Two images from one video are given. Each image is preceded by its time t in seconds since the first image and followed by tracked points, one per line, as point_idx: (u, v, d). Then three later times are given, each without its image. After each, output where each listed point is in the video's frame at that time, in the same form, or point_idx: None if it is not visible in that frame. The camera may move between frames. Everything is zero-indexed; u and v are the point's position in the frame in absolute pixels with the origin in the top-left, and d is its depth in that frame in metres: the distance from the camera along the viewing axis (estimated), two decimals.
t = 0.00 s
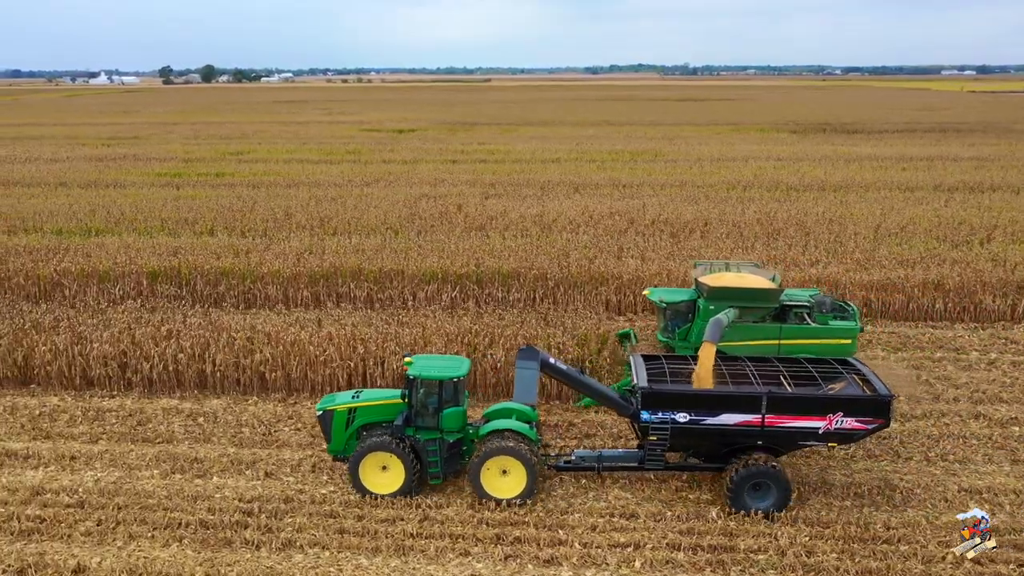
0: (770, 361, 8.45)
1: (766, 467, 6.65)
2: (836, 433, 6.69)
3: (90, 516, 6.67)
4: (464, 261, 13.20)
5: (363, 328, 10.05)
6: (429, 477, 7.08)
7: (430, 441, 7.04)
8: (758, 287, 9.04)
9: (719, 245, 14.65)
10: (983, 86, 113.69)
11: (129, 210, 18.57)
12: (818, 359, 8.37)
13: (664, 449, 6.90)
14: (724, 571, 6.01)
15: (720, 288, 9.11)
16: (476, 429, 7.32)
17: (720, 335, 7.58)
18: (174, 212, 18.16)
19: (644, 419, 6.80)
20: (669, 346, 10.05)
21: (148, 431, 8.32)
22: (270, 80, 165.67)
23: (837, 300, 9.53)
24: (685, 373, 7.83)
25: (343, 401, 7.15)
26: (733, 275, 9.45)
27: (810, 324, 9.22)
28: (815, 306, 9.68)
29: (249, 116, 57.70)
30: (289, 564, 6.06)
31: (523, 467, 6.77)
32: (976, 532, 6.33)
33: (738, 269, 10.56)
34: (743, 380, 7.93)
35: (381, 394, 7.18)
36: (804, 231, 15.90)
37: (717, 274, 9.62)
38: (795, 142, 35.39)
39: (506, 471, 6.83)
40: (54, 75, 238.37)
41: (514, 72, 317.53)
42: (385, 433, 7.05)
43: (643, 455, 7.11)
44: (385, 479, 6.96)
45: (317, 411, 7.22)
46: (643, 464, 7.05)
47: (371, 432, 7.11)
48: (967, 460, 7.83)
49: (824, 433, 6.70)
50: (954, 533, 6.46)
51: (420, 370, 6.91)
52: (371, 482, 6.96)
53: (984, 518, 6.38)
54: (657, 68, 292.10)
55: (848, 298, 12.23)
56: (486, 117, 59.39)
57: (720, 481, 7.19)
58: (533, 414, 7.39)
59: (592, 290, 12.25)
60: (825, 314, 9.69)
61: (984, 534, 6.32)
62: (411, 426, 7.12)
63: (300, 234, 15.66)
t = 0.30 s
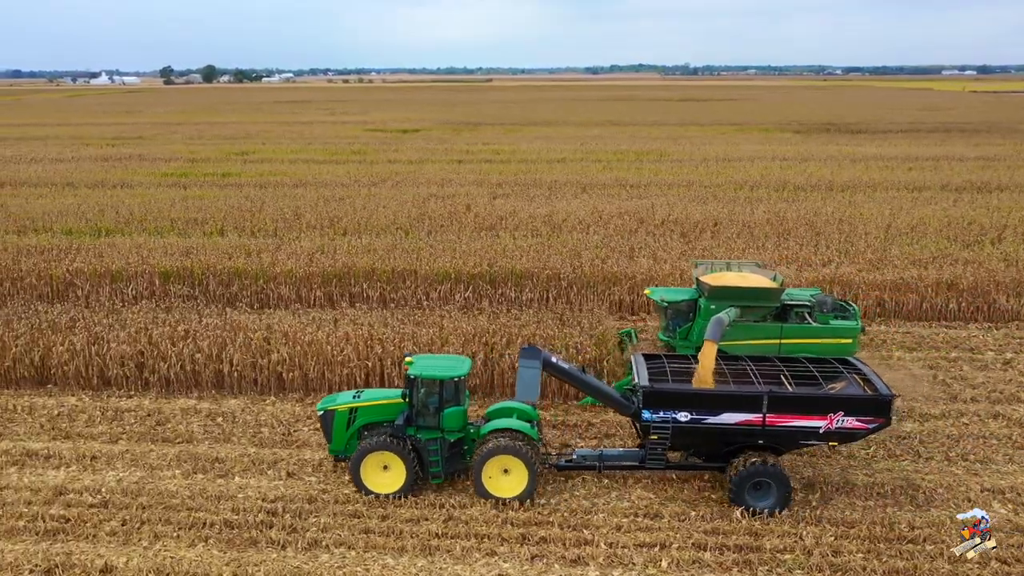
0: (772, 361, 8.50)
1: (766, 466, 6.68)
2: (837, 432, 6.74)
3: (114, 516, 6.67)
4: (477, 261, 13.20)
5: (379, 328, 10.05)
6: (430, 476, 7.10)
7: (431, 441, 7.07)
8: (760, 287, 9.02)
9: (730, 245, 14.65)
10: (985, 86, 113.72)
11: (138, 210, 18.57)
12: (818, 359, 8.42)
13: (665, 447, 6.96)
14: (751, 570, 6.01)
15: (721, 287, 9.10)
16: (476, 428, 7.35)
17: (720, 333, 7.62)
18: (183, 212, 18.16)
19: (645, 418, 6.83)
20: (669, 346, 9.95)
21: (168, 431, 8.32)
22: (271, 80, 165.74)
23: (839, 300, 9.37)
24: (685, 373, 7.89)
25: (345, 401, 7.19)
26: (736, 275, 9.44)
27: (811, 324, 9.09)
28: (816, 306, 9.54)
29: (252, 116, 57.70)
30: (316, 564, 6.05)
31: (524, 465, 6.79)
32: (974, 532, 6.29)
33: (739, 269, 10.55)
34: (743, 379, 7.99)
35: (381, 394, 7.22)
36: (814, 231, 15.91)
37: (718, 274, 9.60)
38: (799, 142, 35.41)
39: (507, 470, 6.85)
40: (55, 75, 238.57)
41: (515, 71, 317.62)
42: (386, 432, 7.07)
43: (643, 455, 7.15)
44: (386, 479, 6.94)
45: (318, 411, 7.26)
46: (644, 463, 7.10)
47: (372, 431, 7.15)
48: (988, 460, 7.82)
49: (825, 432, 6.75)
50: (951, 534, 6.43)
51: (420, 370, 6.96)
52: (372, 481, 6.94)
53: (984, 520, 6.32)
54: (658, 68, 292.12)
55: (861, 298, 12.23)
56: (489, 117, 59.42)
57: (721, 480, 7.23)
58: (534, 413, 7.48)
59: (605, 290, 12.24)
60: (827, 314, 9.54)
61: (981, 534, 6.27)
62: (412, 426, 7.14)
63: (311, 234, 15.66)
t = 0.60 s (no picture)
0: (772, 361, 8.52)
1: (763, 465, 6.71)
2: (835, 430, 6.73)
3: (137, 515, 6.67)
4: (488, 261, 13.20)
5: (394, 328, 10.07)
6: (429, 475, 7.12)
7: (431, 440, 7.07)
8: (759, 287, 9.00)
9: (740, 244, 14.67)
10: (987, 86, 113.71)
11: (147, 210, 18.57)
12: (817, 359, 8.45)
13: (664, 446, 6.97)
14: (776, 570, 6.01)
15: (719, 287, 9.07)
16: (476, 428, 7.33)
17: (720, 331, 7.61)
18: (192, 212, 18.17)
19: (644, 417, 6.83)
20: (668, 345, 9.95)
21: (186, 431, 8.33)
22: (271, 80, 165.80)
23: (837, 299, 9.43)
24: (684, 373, 7.90)
25: (345, 400, 7.16)
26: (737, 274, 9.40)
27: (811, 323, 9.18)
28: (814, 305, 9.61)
29: (255, 116, 57.71)
30: (340, 564, 6.05)
31: (524, 463, 6.82)
32: (975, 532, 6.33)
33: (739, 269, 10.54)
34: (743, 378, 8.02)
35: (381, 393, 7.19)
36: (824, 231, 15.93)
37: (716, 274, 9.58)
38: (804, 142, 35.41)
39: (507, 469, 6.88)
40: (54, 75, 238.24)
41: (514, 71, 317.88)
42: (386, 431, 7.06)
43: (643, 454, 7.18)
44: (386, 477, 6.97)
45: (318, 410, 7.22)
46: (644, 462, 7.13)
47: (372, 430, 7.12)
48: (1007, 460, 7.82)
49: (824, 430, 6.74)
50: (952, 533, 6.44)
51: (421, 369, 6.95)
52: (372, 480, 6.97)
53: (984, 519, 6.39)
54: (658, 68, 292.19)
55: (873, 298, 12.23)
56: (492, 117, 59.43)
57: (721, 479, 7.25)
58: (534, 413, 7.46)
59: (618, 290, 12.26)
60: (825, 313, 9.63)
61: (984, 535, 6.31)
62: (412, 425, 7.13)
63: (320, 234, 15.66)
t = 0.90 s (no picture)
0: (769, 359, 8.58)
1: (755, 464, 6.71)
2: (833, 430, 6.74)
3: (158, 514, 6.67)
4: (499, 260, 13.21)
5: (408, 327, 10.08)
6: (428, 473, 7.16)
7: (430, 438, 7.11)
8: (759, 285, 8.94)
9: (749, 244, 14.68)
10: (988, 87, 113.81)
11: (155, 210, 18.56)
12: (815, 357, 8.51)
13: (662, 446, 7.00)
14: (799, 569, 6.01)
15: (718, 285, 8.98)
16: (474, 426, 7.39)
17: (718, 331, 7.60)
18: (201, 212, 18.17)
19: (643, 415, 6.85)
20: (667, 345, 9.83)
21: (203, 430, 8.33)
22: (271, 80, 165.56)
23: (836, 299, 9.27)
24: (682, 371, 7.94)
25: (343, 398, 7.22)
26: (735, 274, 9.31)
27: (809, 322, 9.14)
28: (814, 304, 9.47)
29: (258, 116, 57.70)
30: (364, 562, 6.05)
31: (522, 461, 6.83)
32: (974, 532, 6.26)
33: (738, 268, 10.42)
34: (740, 377, 8.08)
35: (380, 392, 7.25)
36: (832, 231, 15.94)
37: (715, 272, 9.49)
38: (808, 142, 35.40)
39: (505, 467, 6.90)
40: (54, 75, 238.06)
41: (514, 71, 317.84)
42: (385, 430, 7.08)
43: (641, 453, 7.21)
44: (384, 476, 6.98)
45: (317, 409, 7.29)
46: (641, 461, 7.16)
47: (371, 428, 7.17)
48: None
49: (822, 429, 6.75)
50: (952, 533, 6.40)
51: (420, 367, 6.99)
52: (370, 478, 6.97)
53: (984, 519, 6.30)
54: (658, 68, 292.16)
55: (884, 298, 12.23)
56: (494, 117, 59.42)
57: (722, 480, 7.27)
58: (532, 412, 7.59)
59: (629, 289, 12.26)
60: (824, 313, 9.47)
61: (983, 534, 6.25)
62: (411, 423, 7.15)
63: (330, 234, 15.66)
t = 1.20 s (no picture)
0: (766, 357, 8.67)
1: (740, 466, 6.73)
2: (830, 427, 6.76)
3: (179, 513, 6.67)
4: (510, 260, 13.20)
5: (421, 327, 10.09)
6: (426, 472, 7.17)
7: (428, 436, 7.12)
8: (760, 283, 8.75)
9: (759, 244, 14.66)
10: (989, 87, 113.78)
11: (162, 209, 18.52)
12: (811, 355, 8.62)
13: (660, 444, 7.02)
14: (823, 569, 6.01)
15: (715, 285, 8.82)
16: (472, 425, 7.40)
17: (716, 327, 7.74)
18: (208, 211, 18.15)
19: (641, 414, 6.87)
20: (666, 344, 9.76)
21: (221, 429, 8.33)
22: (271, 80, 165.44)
23: (835, 296, 9.03)
24: (680, 368, 8.01)
25: (342, 397, 7.24)
26: (734, 273, 9.13)
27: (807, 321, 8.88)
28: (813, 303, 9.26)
29: (260, 116, 57.70)
30: (388, 561, 6.05)
31: (520, 460, 6.86)
32: (976, 533, 6.26)
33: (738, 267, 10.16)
34: (738, 375, 8.18)
35: (379, 390, 7.26)
36: (841, 231, 15.93)
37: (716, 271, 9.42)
38: (813, 142, 35.34)
39: (503, 465, 6.92)
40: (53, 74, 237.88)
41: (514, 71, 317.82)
42: (384, 428, 7.10)
43: (638, 451, 7.26)
44: (382, 474, 6.99)
45: (316, 407, 7.33)
46: (639, 460, 7.20)
47: (369, 427, 7.20)
48: None
49: (819, 427, 6.78)
50: (955, 534, 6.39)
51: (419, 366, 7.02)
52: (368, 476, 6.98)
53: (983, 520, 6.32)
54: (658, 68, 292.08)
55: (896, 297, 12.22)
56: (496, 117, 59.35)
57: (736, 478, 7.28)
58: (530, 409, 7.49)
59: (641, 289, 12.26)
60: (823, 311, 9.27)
61: (985, 535, 6.24)
62: (409, 421, 7.17)
63: (339, 233, 15.64)
